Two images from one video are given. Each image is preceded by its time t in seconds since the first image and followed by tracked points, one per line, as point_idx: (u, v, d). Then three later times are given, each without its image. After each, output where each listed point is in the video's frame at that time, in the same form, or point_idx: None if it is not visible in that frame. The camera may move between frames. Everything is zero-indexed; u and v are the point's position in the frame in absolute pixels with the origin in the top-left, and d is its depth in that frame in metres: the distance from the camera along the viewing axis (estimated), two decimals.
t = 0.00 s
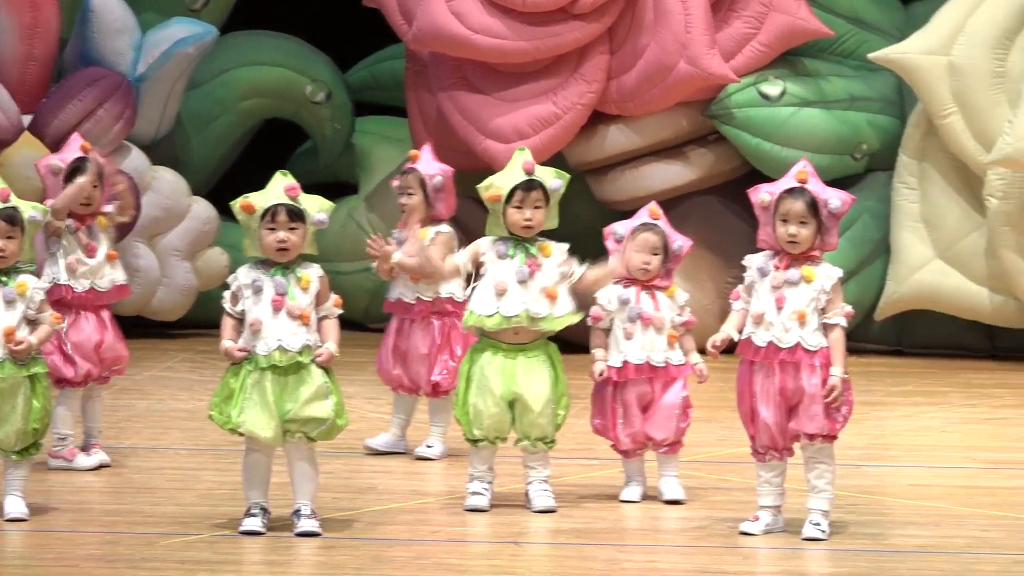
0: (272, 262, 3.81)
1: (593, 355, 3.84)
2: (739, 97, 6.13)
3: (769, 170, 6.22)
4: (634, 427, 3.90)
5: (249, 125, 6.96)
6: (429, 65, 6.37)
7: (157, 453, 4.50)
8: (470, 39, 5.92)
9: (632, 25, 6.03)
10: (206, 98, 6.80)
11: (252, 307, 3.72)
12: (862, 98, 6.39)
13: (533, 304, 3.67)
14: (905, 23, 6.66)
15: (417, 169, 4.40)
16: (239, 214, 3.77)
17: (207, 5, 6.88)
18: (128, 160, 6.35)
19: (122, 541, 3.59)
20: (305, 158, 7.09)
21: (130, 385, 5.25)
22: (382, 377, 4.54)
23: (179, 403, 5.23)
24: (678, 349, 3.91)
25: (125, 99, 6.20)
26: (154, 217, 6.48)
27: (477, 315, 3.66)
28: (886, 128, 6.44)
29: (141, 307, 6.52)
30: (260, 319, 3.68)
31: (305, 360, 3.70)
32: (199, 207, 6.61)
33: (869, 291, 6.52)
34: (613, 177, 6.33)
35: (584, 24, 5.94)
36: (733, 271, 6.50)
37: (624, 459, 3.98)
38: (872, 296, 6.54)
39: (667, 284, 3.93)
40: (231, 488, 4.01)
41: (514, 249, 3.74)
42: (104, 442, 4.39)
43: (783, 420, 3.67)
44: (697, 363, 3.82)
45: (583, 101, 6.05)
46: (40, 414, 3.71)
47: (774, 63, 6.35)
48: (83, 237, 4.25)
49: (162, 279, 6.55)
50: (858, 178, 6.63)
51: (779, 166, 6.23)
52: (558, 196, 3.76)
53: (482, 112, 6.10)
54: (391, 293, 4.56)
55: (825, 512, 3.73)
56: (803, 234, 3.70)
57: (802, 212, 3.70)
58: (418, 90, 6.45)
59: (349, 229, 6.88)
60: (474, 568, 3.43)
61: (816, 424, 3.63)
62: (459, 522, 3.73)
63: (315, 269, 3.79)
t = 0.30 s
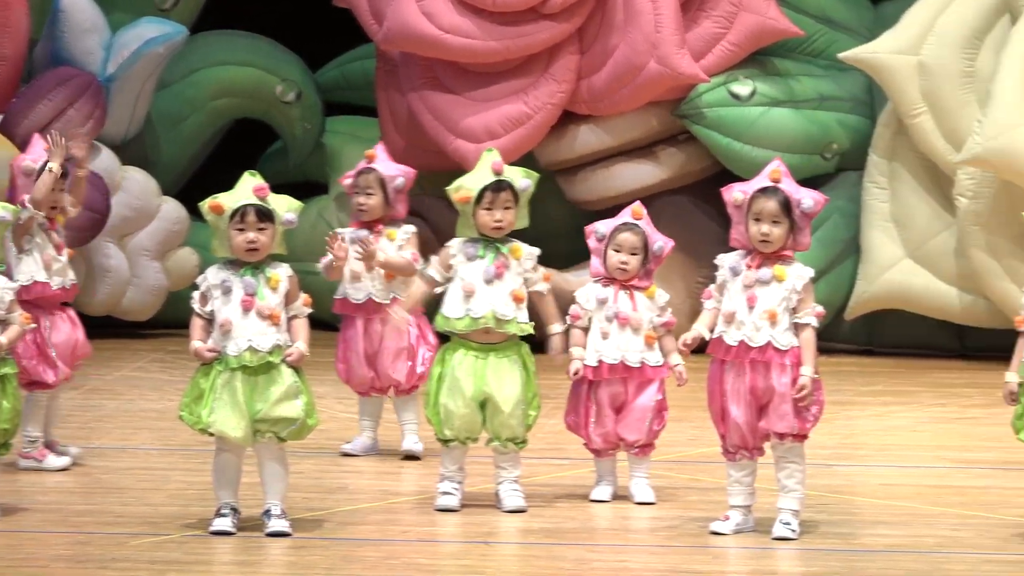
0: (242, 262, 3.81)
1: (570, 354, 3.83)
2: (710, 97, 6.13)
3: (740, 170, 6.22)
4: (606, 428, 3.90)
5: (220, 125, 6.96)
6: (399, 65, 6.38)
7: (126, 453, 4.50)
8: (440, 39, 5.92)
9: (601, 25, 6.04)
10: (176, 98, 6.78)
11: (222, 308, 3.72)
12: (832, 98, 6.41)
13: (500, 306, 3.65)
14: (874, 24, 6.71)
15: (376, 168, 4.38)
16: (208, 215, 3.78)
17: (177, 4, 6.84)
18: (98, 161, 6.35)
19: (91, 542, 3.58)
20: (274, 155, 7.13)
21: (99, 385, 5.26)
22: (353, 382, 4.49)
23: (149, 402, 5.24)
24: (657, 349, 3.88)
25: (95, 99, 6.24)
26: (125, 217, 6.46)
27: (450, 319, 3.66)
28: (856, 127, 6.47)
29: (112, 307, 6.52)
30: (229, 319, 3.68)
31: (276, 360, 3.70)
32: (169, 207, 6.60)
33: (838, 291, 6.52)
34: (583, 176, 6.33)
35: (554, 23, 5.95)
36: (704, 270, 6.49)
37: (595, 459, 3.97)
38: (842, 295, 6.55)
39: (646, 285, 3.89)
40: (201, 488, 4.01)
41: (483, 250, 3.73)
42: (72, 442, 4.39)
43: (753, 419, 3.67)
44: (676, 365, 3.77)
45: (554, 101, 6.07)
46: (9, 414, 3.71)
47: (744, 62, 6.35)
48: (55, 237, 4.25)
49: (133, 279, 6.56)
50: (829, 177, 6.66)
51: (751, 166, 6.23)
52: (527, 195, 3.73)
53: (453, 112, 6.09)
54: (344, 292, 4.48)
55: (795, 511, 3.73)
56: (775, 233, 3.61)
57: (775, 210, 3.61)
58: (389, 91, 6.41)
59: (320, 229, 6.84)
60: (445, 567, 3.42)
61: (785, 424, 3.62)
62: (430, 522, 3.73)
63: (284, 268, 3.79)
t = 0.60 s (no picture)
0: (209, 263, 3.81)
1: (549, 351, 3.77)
2: (677, 97, 6.12)
3: (708, 170, 6.23)
4: (577, 425, 3.87)
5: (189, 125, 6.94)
6: (366, 65, 6.40)
7: (94, 453, 4.50)
8: (407, 39, 5.93)
9: (569, 25, 6.04)
10: (143, 97, 6.77)
11: (188, 308, 3.72)
12: (799, 98, 6.42)
13: (467, 306, 3.64)
14: (842, 23, 6.69)
15: (349, 169, 4.31)
16: (173, 215, 3.76)
17: (144, 4, 6.81)
18: (64, 161, 6.37)
19: (58, 542, 3.58)
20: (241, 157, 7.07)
21: (67, 385, 5.27)
22: (329, 382, 4.47)
23: (117, 402, 5.26)
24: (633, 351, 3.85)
25: (61, 99, 6.26)
26: (92, 217, 6.47)
27: (415, 321, 3.65)
28: (822, 128, 6.48)
29: (78, 307, 6.51)
30: (196, 320, 3.68)
31: (242, 360, 3.70)
32: (136, 207, 6.59)
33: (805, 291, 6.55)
34: (550, 176, 6.35)
35: (521, 23, 5.95)
36: (671, 270, 6.49)
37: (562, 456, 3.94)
38: (809, 294, 6.58)
39: (627, 285, 3.85)
40: (169, 488, 4.01)
41: (448, 251, 3.72)
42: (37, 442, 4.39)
43: (720, 418, 3.66)
44: (652, 368, 3.69)
45: (521, 101, 6.07)
46: None
47: (711, 61, 6.35)
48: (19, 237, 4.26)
49: (100, 279, 6.55)
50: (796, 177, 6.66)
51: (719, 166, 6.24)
52: (488, 192, 3.74)
53: (420, 111, 6.12)
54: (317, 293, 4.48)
55: (762, 511, 3.73)
56: (742, 232, 3.60)
57: (742, 209, 3.59)
58: (356, 90, 6.45)
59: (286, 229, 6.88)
60: (412, 567, 3.42)
61: (752, 423, 3.62)
62: (398, 522, 3.72)
63: (250, 268, 3.78)
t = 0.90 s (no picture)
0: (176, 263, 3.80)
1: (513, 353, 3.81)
2: (643, 97, 6.13)
3: (675, 170, 6.25)
4: (544, 426, 3.88)
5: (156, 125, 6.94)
6: (333, 64, 6.39)
7: (59, 453, 4.52)
8: (373, 38, 5.93)
9: (536, 25, 6.04)
10: (108, 98, 6.77)
11: (155, 308, 3.72)
12: (765, 98, 6.43)
13: (429, 306, 3.70)
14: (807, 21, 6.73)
15: (345, 170, 4.36)
16: (140, 216, 3.75)
17: (110, 4, 6.82)
18: (30, 161, 6.36)
19: (24, 543, 3.57)
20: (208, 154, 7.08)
21: (32, 385, 5.26)
22: (306, 381, 4.44)
23: (84, 402, 5.25)
24: (597, 350, 3.88)
25: (28, 99, 6.24)
26: (57, 217, 6.45)
27: (375, 319, 3.70)
28: (788, 128, 6.48)
29: (44, 308, 6.51)
30: (163, 320, 3.68)
31: (209, 360, 3.69)
32: (102, 207, 6.57)
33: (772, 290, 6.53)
34: (518, 175, 6.33)
35: (487, 23, 5.96)
36: (637, 270, 6.48)
37: (524, 457, 3.93)
38: (776, 295, 6.56)
39: (589, 285, 3.89)
40: (136, 488, 4.01)
41: (411, 250, 3.77)
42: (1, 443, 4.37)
43: (687, 418, 3.66)
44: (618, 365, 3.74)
45: (487, 100, 6.07)
46: None
47: (677, 61, 6.37)
48: None
49: (66, 280, 6.54)
50: (761, 178, 6.64)
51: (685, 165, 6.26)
52: (451, 192, 3.79)
53: (386, 111, 6.13)
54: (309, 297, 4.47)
55: (729, 510, 3.73)
56: (707, 231, 3.60)
57: (707, 209, 3.60)
58: (323, 90, 6.46)
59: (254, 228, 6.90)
60: (379, 567, 3.42)
61: (718, 423, 3.62)
62: (364, 522, 3.72)
63: (218, 268, 3.78)
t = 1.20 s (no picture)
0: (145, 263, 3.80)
1: (466, 355, 3.86)
2: (611, 97, 6.14)
3: (643, 169, 6.25)
4: (509, 425, 3.92)
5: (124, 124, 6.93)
6: (301, 64, 6.39)
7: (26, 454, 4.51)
8: (342, 38, 5.93)
9: (504, 24, 6.05)
10: (77, 98, 6.77)
11: (123, 308, 3.72)
12: (733, 97, 6.45)
13: (398, 307, 3.73)
14: (775, 22, 6.69)
15: (311, 171, 4.35)
16: (109, 216, 3.75)
17: (78, 4, 6.84)
18: None
19: None
20: (176, 154, 7.06)
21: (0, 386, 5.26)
22: (275, 379, 4.43)
23: (52, 403, 5.25)
24: (552, 347, 3.95)
25: None
26: (24, 217, 6.45)
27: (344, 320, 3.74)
28: (756, 128, 6.49)
29: (12, 308, 6.50)
30: (130, 320, 3.68)
31: (177, 360, 3.69)
32: (70, 207, 6.58)
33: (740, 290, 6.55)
34: (487, 175, 6.33)
35: (456, 23, 5.96)
36: (605, 268, 6.51)
37: (490, 457, 3.96)
38: (743, 295, 6.57)
39: (542, 283, 3.94)
40: (104, 488, 4.01)
41: (379, 250, 3.81)
42: None
43: (655, 418, 3.66)
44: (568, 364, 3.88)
45: (456, 100, 6.07)
46: None
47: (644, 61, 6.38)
48: None
49: (35, 280, 6.53)
50: (729, 178, 6.66)
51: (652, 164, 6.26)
52: (419, 193, 3.83)
53: (355, 111, 6.13)
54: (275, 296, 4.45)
55: (697, 510, 3.72)
56: (675, 230, 3.62)
57: (674, 209, 3.61)
58: (291, 90, 6.46)
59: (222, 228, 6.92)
60: (348, 566, 3.42)
61: (687, 424, 3.62)
62: (333, 522, 3.72)
63: (186, 268, 3.79)
